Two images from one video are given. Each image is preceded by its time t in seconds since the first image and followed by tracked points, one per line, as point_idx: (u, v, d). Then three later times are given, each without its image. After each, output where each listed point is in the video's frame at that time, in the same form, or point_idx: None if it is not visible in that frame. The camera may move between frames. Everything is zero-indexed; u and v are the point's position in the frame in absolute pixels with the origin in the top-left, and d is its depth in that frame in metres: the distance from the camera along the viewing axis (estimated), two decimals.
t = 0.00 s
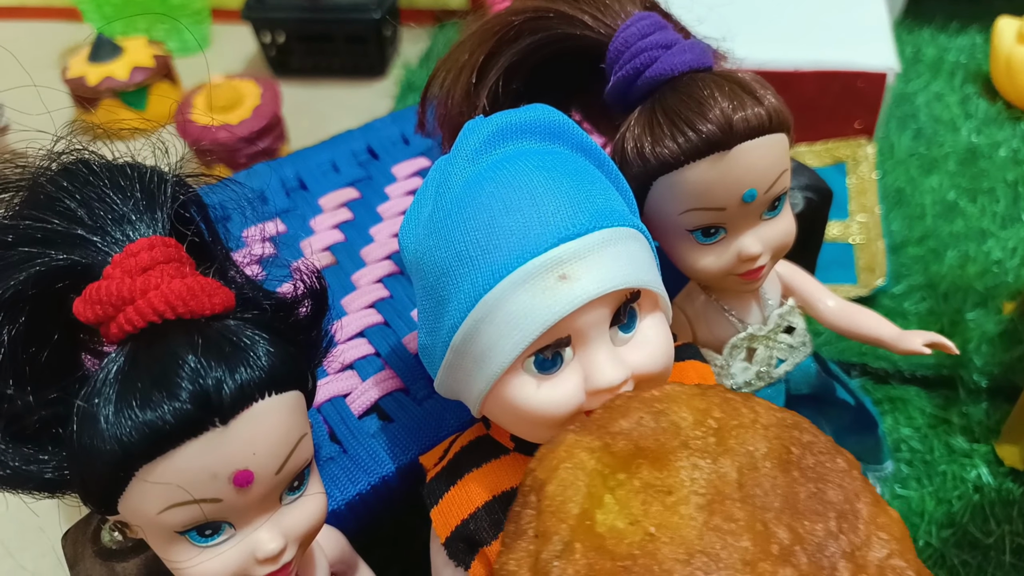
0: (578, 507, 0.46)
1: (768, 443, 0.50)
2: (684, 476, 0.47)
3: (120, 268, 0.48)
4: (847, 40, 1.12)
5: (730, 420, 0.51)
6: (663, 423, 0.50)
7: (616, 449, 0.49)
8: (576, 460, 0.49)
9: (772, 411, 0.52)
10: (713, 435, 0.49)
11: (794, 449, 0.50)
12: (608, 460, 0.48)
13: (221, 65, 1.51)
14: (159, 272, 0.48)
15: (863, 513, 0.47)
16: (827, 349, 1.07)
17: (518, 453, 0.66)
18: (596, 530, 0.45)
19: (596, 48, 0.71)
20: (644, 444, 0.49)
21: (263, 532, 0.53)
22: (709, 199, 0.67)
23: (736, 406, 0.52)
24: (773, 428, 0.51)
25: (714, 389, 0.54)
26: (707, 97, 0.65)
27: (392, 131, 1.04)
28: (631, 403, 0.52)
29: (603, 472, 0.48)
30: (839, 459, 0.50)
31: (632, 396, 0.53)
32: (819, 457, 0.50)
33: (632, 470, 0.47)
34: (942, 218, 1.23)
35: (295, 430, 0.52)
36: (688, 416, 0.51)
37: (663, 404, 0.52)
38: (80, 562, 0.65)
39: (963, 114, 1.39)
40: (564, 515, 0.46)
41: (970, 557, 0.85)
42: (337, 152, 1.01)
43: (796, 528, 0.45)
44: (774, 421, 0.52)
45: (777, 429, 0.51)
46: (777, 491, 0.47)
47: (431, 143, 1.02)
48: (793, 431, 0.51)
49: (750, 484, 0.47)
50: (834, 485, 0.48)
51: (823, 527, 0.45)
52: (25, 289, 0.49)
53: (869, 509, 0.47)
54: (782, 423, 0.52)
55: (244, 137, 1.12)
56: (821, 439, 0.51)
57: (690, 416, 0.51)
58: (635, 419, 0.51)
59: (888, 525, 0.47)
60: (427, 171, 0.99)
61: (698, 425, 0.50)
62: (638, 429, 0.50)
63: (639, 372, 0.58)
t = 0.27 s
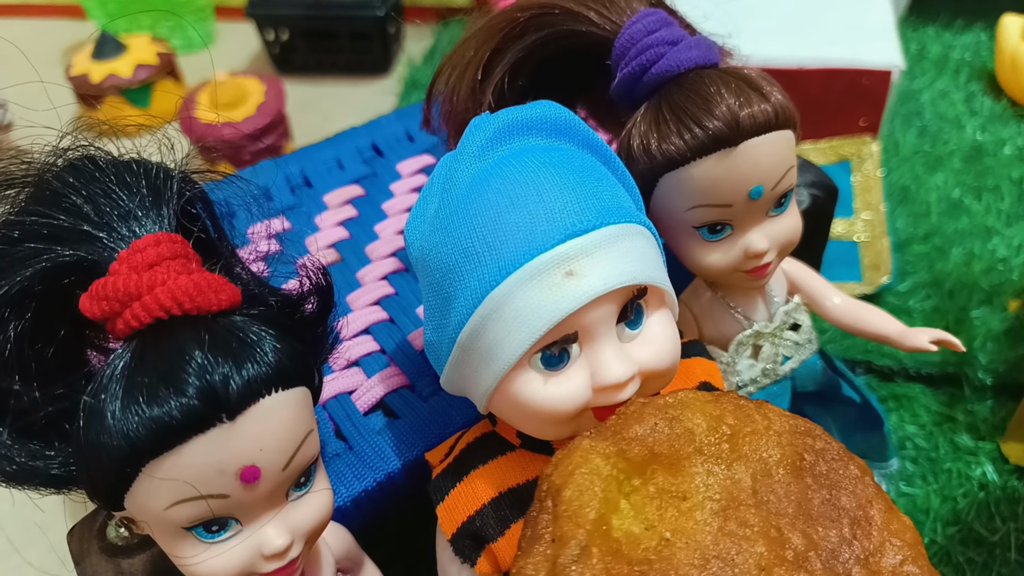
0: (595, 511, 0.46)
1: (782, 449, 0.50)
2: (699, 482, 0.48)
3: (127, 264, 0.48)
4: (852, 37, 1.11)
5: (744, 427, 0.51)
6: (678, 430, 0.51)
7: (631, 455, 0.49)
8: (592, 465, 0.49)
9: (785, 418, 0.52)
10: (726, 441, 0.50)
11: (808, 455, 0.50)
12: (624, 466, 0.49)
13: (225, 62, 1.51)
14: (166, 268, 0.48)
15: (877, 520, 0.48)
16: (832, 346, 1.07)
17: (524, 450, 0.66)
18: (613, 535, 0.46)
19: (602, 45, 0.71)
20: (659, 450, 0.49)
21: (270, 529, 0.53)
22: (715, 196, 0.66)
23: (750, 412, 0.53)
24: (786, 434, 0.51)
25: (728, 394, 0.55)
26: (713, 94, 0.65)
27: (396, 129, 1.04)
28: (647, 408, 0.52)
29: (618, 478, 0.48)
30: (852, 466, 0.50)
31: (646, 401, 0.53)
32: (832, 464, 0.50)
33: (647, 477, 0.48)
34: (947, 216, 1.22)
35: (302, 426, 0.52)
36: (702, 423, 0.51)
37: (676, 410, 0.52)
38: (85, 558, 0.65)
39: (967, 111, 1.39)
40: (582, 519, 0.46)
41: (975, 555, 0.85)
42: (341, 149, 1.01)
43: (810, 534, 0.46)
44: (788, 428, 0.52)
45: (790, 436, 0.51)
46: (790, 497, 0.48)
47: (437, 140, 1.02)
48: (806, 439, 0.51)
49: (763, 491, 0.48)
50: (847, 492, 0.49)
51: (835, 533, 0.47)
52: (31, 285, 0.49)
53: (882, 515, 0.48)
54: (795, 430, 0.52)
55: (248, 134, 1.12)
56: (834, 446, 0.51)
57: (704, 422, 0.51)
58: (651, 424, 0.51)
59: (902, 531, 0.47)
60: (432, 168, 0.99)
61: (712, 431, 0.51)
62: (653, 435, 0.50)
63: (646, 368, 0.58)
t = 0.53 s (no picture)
0: (594, 505, 0.46)
1: (781, 445, 0.50)
2: (698, 476, 0.48)
3: (127, 257, 0.47)
4: (856, 34, 1.11)
5: (743, 423, 0.51)
6: (677, 425, 0.50)
7: (630, 450, 0.49)
8: (591, 459, 0.49)
9: (784, 414, 0.52)
10: (726, 436, 0.50)
11: (807, 451, 0.50)
12: (624, 461, 0.48)
13: (227, 59, 1.51)
14: (166, 261, 0.48)
15: (876, 515, 0.47)
16: (836, 343, 1.06)
17: (528, 446, 0.66)
18: (612, 529, 0.45)
19: (606, 39, 0.70)
20: (659, 445, 0.49)
21: (271, 524, 0.52)
22: (721, 190, 0.66)
23: (749, 408, 0.52)
24: (785, 430, 0.51)
25: (728, 391, 0.54)
26: (719, 88, 0.64)
27: (399, 124, 1.04)
28: (647, 403, 0.52)
29: (618, 473, 0.48)
30: (851, 462, 0.50)
31: (646, 397, 0.53)
32: (831, 460, 0.50)
33: (646, 472, 0.48)
34: (950, 214, 1.22)
35: (304, 421, 0.51)
36: (701, 418, 0.51)
37: (676, 406, 0.52)
38: (86, 554, 0.65)
39: (970, 109, 1.38)
40: (581, 512, 0.46)
41: (978, 552, 0.84)
42: (344, 144, 1.01)
43: (809, 529, 0.46)
44: (787, 424, 0.51)
45: (789, 432, 0.51)
46: (790, 493, 0.47)
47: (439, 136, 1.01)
48: (805, 435, 0.51)
49: (762, 486, 0.48)
50: (846, 487, 0.48)
51: (835, 528, 0.46)
52: (31, 278, 0.49)
53: (882, 511, 0.48)
54: (794, 426, 0.51)
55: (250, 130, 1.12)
56: (832, 442, 0.51)
57: (703, 418, 0.51)
58: (650, 420, 0.51)
59: (901, 527, 0.47)
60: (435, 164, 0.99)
61: (711, 426, 0.50)
62: (652, 429, 0.50)
63: (650, 363, 0.58)
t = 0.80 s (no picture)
0: (606, 497, 0.46)
1: (795, 441, 0.49)
2: (711, 470, 0.46)
3: (122, 241, 0.46)
4: (862, 28, 1.10)
5: (756, 418, 0.50)
6: (690, 419, 0.50)
7: (643, 444, 0.48)
8: (605, 453, 0.48)
9: (798, 411, 0.51)
10: (739, 431, 0.49)
11: (819, 447, 0.48)
12: (636, 455, 0.48)
13: (227, 52, 1.50)
14: (162, 246, 0.46)
15: (890, 511, 0.45)
16: (841, 338, 1.05)
17: (531, 439, 0.65)
18: (624, 521, 0.45)
19: (614, 27, 0.69)
20: (671, 438, 0.48)
21: (269, 516, 0.51)
22: (729, 179, 0.65)
23: (763, 404, 0.51)
24: (799, 426, 0.50)
25: (741, 387, 0.53)
26: (727, 75, 0.63)
27: (400, 115, 1.02)
28: (660, 397, 0.51)
29: (631, 466, 0.47)
30: (865, 459, 0.48)
31: (659, 391, 0.53)
32: (844, 456, 0.48)
33: (659, 465, 0.47)
34: (955, 209, 1.21)
35: (304, 410, 0.50)
36: (715, 412, 0.50)
37: (689, 401, 0.51)
38: (80, 547, 0.64)
39: (975, 105, 1.37)
40: (593, 504, 0.46)
41: (983, 549, 0.83)
42: (345, 135, 1.00)
43: (823, 524, 0.45)
44: (801, 420, 0.50)
45: (803, 428, 0.50)
46: (804, 488, 0.46)
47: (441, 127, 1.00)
48: (819, 431, 0.50)
49: (776, 480, 0.46)
50: (860, 483, 0.47)
51: (849, 524, 0.45)
52: (23, 263, 0.48)
53: (896, 507, 0.46)
54: (808, 422, 0.50)
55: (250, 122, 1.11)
56: (846, 439, 0.50)
57: (717, 412, 0.50)
58: (664, 413, 0.50)
59: (916, 523, 0.45)
60: (436, 155, 0.97)
61: (725, 420, 0.50)
62: (665, 423, 0.49)
63: (656, 354, 0.56)
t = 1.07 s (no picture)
0: (609, 493, 0.46)
1: (796, 438, 0.49)
2: (712, 467, 0.47)
3: (125, 243, 0.46)
4: (861, 28, 1.10)
5: (757, 416, 0.50)
6: (692, 417, 0.50)
7: (646, 441, 0.49)
8: (607, 449, 0.48)
9: (799, 409, 0.52)
10: (740, 428, 0.49)
11: (821, 445, 0.49)
12: (638, 452, 0.48)
13: (227, 52, 1.50)
14: (165, 248, 0.47)
15: (891, 508, 0.47)
16: (841, 337, 1.05)
17: (532, 439, 0.65)
18: (628, 517, 0.45)
19: (613, 28, 0.69)
20: (673, 436, 0.49)
21: (271, 517, 0.51)
22: (728, 179, 0.65)
23: (762, 402, 0.52)
24: (800, 424, 0.50)
25: (741, 386, 0.54)
26: (727, 76, 0.63)
27: (401, 116, 1.03)
28: (662, 395, 0.52)
29: (633, 463, 0.47)
30: (865, 456, 0.49)
31: (661, 390, 0.53)
32: (846, 454, 0.49)
33: (661, 462, 0.47)
34: (955, 208, 1.21)
35: (305, 411, 0.51)
36: (716, 410, 0.50)
37: (691, 399, 0.52)
38: (83, 547, 0.64)
39: (975, 104, 1.37)
40: (596, 499, 0.46)
41: (983, 548, 0.83)
42: (345, 135, 1.00)
43: (825, 520, 0.45)
44: (801, 418, 0.51)
45: (804, 425, 0.50)
46: (806, 484, 0.47)
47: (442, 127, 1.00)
48: (820, 429, 0.50)
49: (777, 477, 0.47)
50: (861, 481, 0.48)
51: (851, 520, 0.45)
52: (27, 265, 0.48)
53: (897, 504, 0.47)
54: (809, 421, 0.51)
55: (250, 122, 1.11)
56: (847, 437, 0.51)
57: (718, 410, 0.50)
58: (666, 411, 0.51)
59: (917, 520, 0.47)
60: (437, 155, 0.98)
61: (726, 418, 0.50)
62: (668, 420, 0.50)
63: (656, 354, 0.57)
